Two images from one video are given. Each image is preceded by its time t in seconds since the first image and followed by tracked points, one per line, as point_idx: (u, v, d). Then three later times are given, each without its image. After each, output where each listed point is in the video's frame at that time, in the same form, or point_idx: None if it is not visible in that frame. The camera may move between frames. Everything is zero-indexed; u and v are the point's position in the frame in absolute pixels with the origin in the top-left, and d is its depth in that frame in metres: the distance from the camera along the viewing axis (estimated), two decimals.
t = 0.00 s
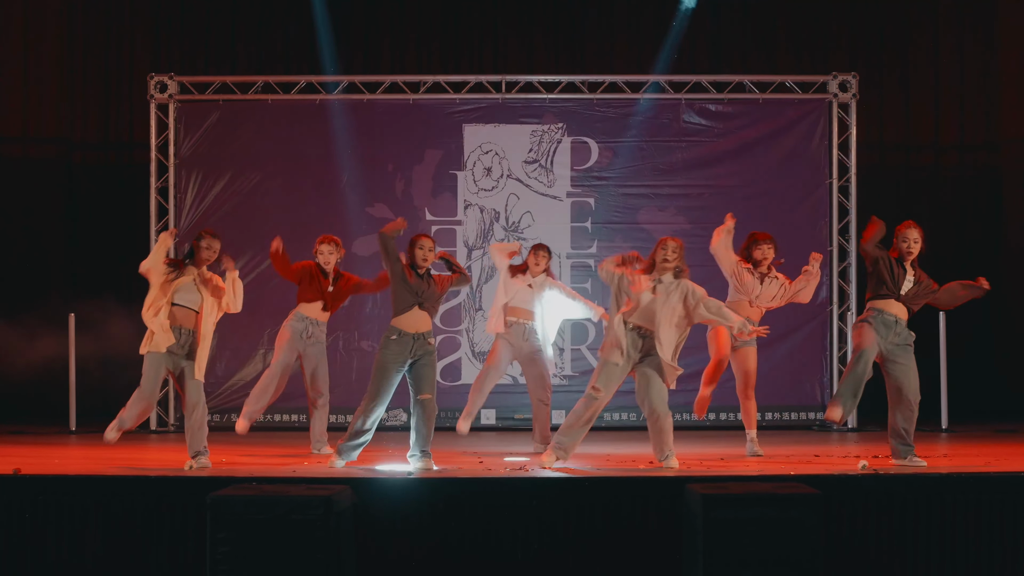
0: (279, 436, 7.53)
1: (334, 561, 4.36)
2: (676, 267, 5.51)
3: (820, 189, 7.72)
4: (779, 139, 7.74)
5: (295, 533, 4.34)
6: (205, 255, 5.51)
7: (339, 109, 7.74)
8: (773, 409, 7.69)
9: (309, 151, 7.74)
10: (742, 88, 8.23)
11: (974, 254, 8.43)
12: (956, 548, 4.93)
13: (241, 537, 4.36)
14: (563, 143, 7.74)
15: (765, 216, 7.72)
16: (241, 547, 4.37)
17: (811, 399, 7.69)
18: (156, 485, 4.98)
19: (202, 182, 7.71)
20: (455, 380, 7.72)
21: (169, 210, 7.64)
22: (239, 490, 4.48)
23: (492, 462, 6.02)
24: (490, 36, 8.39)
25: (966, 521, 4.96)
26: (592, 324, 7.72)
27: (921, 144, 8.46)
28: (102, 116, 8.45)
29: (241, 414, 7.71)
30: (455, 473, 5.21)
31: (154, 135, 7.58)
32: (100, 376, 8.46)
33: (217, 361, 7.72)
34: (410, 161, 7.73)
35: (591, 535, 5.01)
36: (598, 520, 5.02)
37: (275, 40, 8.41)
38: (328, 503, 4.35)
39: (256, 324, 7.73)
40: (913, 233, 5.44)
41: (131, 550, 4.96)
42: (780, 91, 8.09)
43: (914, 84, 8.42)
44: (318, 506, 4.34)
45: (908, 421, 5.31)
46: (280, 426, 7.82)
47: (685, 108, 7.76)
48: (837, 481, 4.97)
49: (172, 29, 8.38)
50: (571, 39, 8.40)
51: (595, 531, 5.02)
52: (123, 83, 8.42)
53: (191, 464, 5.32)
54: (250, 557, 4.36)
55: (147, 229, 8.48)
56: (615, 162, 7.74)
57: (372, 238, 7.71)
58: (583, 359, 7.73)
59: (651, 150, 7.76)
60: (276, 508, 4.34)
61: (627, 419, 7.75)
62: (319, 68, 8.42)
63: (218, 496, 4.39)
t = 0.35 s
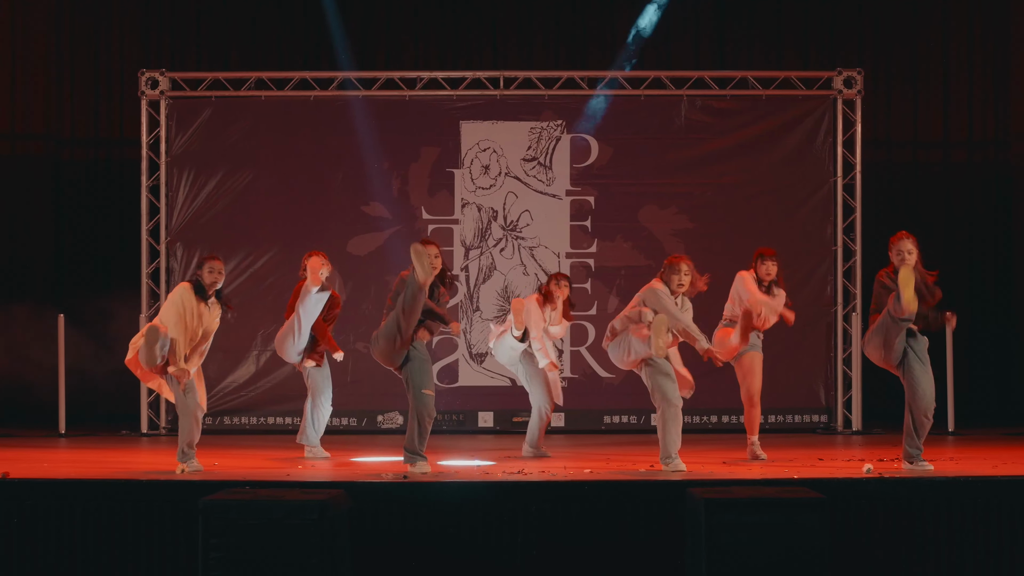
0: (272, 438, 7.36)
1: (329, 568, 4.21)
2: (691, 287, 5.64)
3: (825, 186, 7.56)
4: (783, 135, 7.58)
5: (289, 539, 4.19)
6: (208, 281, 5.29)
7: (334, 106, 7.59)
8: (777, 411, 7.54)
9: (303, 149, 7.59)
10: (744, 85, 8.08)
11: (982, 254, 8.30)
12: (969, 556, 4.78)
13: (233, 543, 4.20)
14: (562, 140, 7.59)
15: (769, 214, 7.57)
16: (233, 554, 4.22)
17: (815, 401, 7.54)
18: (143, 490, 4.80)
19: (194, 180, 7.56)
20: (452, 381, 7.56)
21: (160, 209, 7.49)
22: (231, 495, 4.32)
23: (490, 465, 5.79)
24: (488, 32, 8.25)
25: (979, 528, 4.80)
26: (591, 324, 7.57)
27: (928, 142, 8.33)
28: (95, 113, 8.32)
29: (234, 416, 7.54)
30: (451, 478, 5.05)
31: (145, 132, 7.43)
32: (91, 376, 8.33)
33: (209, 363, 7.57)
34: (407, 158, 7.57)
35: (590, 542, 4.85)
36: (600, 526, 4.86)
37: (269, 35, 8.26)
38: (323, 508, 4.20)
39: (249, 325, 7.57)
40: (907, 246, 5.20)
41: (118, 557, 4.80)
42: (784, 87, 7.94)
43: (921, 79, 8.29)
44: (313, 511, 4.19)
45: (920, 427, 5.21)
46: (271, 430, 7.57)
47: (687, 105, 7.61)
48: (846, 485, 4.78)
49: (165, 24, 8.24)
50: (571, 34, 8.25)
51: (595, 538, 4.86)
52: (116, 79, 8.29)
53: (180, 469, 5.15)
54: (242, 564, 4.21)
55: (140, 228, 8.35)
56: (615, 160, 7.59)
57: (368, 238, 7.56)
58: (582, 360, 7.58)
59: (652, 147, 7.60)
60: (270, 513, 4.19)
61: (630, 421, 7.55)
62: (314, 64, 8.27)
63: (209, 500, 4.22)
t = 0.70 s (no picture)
0: (267, 438, 7.36)
1: (324, 568, 4.21)
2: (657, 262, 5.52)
3: (821, 186, 7.56)
4: (778, 135, 7.57)
5: (285, 539, 4.19)
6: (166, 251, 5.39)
7: (328, 106, 7.59)
8: (772, 411, 7.54)
9: (298, 148, 7.59)
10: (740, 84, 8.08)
11: (977, 253, 8.30)
12: (962, 556, 4.78)
13: (230, 543, 4.20)
14: (557, 141, 7.59)
15: (764, 214, 7.57)
16: (227, 554, 4.22)
17: (810, 401, 7.54)
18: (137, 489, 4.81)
19: (189, 180, 7.56)
20: (447, 381, 7.57)
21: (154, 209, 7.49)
22: (225, 494, 4.32)
23: (484, 465, 5.79)
24: (483, 32, 8.25)
25: (972, 528, 4.80)
26: (586, 324, 7.56)
27: (923, 141, 8.33)
28: (89, 113, 8.33)
29: (229, 416, 7.54)
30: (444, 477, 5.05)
31: (140, 132, 7.42)
32: (86, 376, 8.32)
33: (204, 363, 7.57)
34: (401, 158, 7.57)
35: (584, 542, 4.84)
36: (594, 527, 4.85)
37: (264, 35, 8.25)
38: (318, 508, 4.20)
39: (244, 325, 7.57)
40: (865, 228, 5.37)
41: (110, 558, 4.80)
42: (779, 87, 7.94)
43: (917, 80, 8.29)
44: (307, 511, 4.19)
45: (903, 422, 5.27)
46: (266, 430, 7.57)
47: (682, 105, 7.61)
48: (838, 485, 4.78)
49: (160, 24, 8.24)
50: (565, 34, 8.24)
51: (588, 540, 4.85)
52: (111, 79, 8.29)
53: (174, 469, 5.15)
54: (238, 564, 4.21)
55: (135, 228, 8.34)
56: (610, 160, 7.59)
57: (362, 238, 7.56)
58: (577, 360, 7.57)
59: (647, 147, 7.60)
60: (264, 513, 4.19)
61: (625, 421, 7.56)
62: (308, 64, 8.28)
63: (203, 500, 4.22)
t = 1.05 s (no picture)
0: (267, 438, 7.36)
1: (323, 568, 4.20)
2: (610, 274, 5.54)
3: (821, 186, 7.56)
4: (778, 135, 7.58)
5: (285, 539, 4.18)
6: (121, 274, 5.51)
7: (329, 106, 7.58)
8: (772, 411, 7.54)
9: (298, 148, 7.59)
10: (740, 84, 8.09)
11: (977, 254, 8.31)
12: (962, 557, 4.77)
13: (230, 543, 4.20)
14: (557, 140, 7.59)
15: (765, 214, 7.57)
16: (227, 553, 4.21)
17: (811, 401, 7.54)
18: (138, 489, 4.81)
19: (190, 180, 7.56)
20: (448, 382, 7.56)
21: (155, 209, 7.49)
22: (225, 494, 4.31)
23: (485, 465, 5.80)
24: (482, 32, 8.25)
25: (973, 528, 4.80)
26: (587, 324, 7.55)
27: (923, 142, 8.34)
28: (89, 113, 8.32)
29: (230, 416, 7.54)
30: (445, 477, 5.05)
31: (141, 132, 7.41)
32: (86, 376, 8.33)
33: (204, 363, 7.56)
34: (402, 158, 7.57)
35: (584, 543, 4.84)
36: (594, 526, 4.85)
37: (264, 35, 8.25)
38: (318, 508, 4.19)
39: (245, 325, 7.57)
40: (851, 255, 5.34)
41: (113, 558, 4.80)
42: (780, 87, 7.94)
43: (917, 80, 8.29)
44: (307, 511, 4.18)
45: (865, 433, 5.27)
46: (267, 430, 7.57)
47: (682, 105, 7.61)
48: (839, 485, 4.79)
49: (160, 24, 8.24)
50: (565, 33, 8.25)
51: (588, 540, 4.84)
52: (110, 79, 8.29)
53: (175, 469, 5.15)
54: (238, 564, 4.21)
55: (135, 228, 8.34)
56: (610, 160, 7.59)
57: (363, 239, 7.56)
58: (577, 360, 7.56)
59: (647, 147, 7.60)
60: (265, 513, 4.18)
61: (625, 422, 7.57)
62: (307, 64, 8.27)
63: (204, 500, 4.22)
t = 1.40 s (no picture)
0: (271, 438, 7.36)
1: (327, 568, 4.20)
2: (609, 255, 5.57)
3: (825, 186, 7.56)
4: (782, 135, 7.57)
5: (289, 539, 4.18)
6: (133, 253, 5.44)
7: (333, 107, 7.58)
8: (776, 411, 7.54)
9: (302, 148, 7.58)
10: (744, 84, 8.08)
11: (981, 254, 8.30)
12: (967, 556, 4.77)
13: (235, 543, 4.20)
14: (562, 140, 7.59)
15: (769, 214, 7.57)
16: (232, 553, 4.21)
17: (815, 401, 7.53)
18: (144, 489, 4.81)
19: (194, 180, 7.55)
20: (452, 381, 7.56)
21: (160, 209, 7.47)
22: (230, 494, 4.31)
23: (490, 465, 5.80)
24: (487, 32, 8.26)
25: (979, 529, 4.78)
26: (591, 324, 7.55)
27: (927, 142, 8.34)
28: (93, 114, 8.33)
29: (234, 416, 7.54)
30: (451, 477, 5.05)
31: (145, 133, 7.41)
32: (91, 376, 8.33)
33: (208, 363, 7.56)
34: (407, 158, 7.57)
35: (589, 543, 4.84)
36: (600, 526, 4.85)
37: (269, 35, 8.25)
38: (322, 508, 4.19)
39: (249, 325, 7.57)
40: (849, 230, 5.37)
41: (118, 557, 4.80)
42: (784, 87, 7.94)
43: (921, 80, 8.29)
44: (312, 510, 4.18)
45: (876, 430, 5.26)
46: (271, 430, 7.57)
47: (687, 105, 7.60)
48: (844, 485, 4.78)
49: (165, 25, 8.24)
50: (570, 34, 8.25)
51: (593, 540, 4.84)
52: (115, 79, 8.29)
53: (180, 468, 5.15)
54: (243, 564, 4.20)
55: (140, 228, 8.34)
56: (614, 160, 7.59)
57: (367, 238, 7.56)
58: (581, 360, 7.56)
59: (652, 147, 7.60)
60: (270, 513, 4.18)
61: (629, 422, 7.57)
62: (312, 64, 8.27)
63: (209, 500, 4.21)
